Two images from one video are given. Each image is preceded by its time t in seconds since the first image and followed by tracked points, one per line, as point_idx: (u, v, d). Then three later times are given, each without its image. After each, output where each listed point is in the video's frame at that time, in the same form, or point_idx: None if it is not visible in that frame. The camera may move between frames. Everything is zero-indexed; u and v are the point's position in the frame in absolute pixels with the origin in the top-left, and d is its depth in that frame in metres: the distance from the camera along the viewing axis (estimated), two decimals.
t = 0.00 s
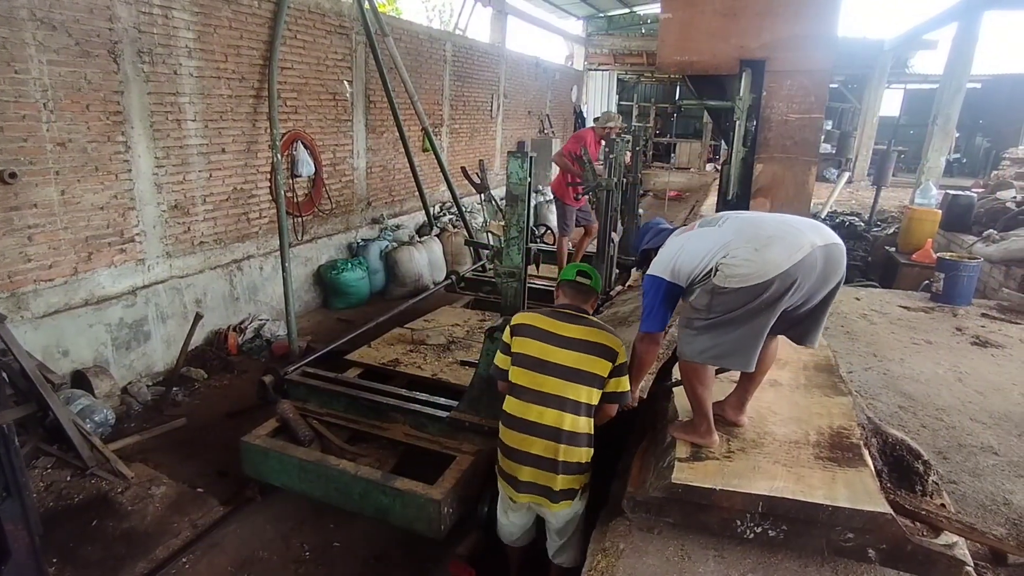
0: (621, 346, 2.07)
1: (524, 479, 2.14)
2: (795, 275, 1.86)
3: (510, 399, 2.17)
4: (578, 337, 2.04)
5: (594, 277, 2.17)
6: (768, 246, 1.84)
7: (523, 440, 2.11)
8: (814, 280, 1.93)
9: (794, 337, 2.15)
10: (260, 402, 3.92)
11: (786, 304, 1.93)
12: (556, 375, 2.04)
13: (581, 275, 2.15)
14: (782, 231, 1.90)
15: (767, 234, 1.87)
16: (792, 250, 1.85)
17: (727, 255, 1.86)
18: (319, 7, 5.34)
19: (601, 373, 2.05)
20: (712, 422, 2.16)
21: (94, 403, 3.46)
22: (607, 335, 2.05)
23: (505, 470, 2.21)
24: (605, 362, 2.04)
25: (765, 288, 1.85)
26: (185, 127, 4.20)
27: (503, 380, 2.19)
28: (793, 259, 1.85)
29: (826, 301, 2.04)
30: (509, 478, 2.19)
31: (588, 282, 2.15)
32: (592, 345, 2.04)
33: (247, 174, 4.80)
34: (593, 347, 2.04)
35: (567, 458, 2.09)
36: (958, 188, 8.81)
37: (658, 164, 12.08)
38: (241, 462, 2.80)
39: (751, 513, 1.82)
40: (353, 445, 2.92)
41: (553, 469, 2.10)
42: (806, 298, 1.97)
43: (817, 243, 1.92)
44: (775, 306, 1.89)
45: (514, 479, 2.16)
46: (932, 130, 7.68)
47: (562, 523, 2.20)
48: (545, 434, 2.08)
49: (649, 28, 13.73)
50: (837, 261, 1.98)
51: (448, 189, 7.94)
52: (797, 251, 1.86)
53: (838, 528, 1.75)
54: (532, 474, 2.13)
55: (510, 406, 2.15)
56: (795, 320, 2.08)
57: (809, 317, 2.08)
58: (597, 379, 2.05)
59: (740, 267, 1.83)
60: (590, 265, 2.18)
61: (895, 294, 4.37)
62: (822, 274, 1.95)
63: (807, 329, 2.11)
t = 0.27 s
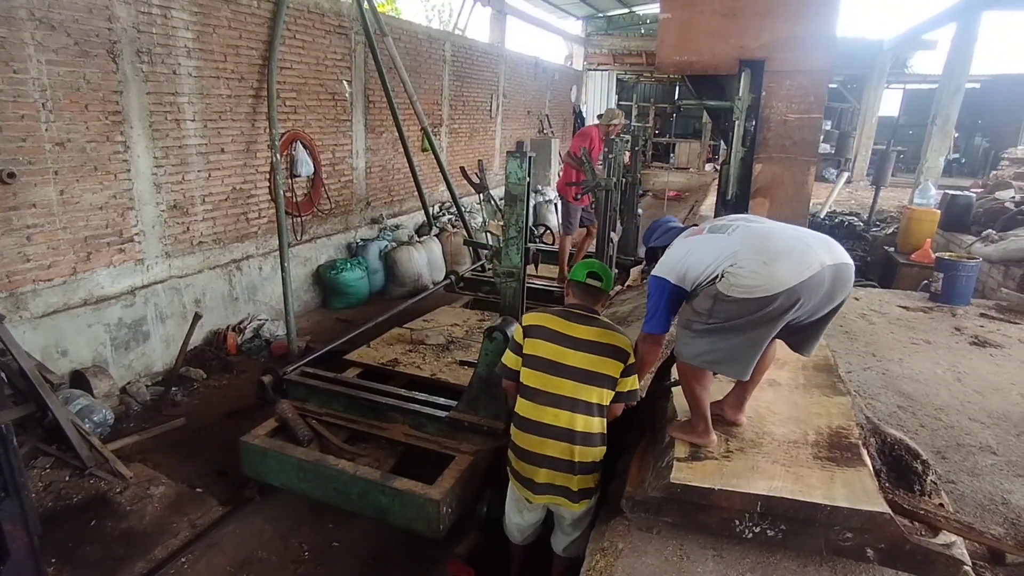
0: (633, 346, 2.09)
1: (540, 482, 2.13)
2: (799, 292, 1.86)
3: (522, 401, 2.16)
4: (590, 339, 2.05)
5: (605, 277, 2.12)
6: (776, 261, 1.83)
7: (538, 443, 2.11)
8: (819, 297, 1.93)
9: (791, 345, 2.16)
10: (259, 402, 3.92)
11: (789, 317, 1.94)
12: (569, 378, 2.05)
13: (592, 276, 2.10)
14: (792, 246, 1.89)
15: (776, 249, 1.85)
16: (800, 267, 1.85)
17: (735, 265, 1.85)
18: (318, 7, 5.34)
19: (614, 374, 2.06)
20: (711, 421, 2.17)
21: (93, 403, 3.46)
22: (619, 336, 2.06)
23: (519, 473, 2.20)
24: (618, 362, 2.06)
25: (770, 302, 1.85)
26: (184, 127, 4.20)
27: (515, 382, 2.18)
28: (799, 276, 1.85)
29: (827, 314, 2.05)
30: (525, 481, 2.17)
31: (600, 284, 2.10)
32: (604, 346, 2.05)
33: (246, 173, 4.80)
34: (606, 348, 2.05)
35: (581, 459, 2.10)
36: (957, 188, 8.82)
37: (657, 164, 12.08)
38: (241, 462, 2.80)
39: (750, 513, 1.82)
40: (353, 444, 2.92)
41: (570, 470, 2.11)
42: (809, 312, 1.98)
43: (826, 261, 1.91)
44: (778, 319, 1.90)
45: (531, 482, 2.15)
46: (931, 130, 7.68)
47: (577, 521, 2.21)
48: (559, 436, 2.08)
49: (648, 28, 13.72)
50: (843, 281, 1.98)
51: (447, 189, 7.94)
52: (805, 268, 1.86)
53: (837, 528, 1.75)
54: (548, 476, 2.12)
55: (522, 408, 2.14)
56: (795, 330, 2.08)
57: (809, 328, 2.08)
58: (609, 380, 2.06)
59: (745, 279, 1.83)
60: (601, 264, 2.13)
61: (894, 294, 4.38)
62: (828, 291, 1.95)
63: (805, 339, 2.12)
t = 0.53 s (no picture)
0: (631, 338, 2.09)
1: (539, 474, 2.12)
2: (794, 297, 1.84)
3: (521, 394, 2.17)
4: (587, 331, 2.06)
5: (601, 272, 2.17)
6: (771, 266, 1.81)
7: (537, 436, 2.11)
8: (815, 304, 1.90)
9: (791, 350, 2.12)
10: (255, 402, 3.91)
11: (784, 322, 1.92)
12: (567, 370, 2.06)
13: (588, 271, 2.15)
14: (791, 250, 1.86)
15: (773, 253, 1.83)
16: (796, 273, 1.83)
17: (729, 267, 1.86)
18: (315, 7, 5.33)
19: (612, 365, 2.06)
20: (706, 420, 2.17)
21: (88, 404, 3.45)
22: (617, 328, 2.07)
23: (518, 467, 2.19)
24: (616, 354, 2.06)
25: (763, 306, 1.84)
26: (181, 127, 4.19)
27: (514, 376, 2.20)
28: (794, 282, 1.82)
29: (826, 320, 2.02)
30: (524, 475, 2.16)
31: (597, 278, 2.14)
32: (602, 338, 2.05)
33: (243, 174, 4.79)
34: (603, 340, 2.05)
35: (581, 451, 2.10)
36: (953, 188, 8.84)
37: (654, 164, 12.09)
38: (237, 463, 2.79)
39: (746, 512, 1.82)
40: (349, 444, 2.92)
41: (569, 462, 2.10)
42: (806, 318, 1.95)
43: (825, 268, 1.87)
44: (773, 324, 1.88)
45: (530, 475, 2.14)
46: (926, 130, 7.70)
47: (577, 515, 2.20)
48: (558, 429, 2.08)
49: (645, 28, 13.73)
50: (844, 289, 1.94)
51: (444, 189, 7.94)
52: (801, 274, 1.83)
53: (832, 527, 1.75)
54: (547, 469, 2.12)
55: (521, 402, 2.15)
56: (793, 335, 2.05)
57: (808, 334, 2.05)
58: (608, 372, 2.06)
59: (737, 282, 1.83)
60: (595, 259, 2.18)
61: (890, 294, 4.38)
62: (825, 298, 1.92)
63: (805, 345, 2.09)
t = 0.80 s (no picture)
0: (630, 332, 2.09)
1: (540, 471, 2.12)
2: (764, 286, 1.82)
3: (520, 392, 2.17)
4: (586, 327, 2.06)
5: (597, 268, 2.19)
6: (736, 255, 1.82)
7: (538, 433, 2.11)
8: (789, 293, 1.87)
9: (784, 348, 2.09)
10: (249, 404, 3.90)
11: (761, 313, 1.89)
12: (567, 366, 2.06)
13: (584, 267, 2.16)
14: (759, 239, 1.85)
15: (739, 242, 1.84)
16: (763, 260, 1.81)
17: (698, 259, 1.89)
18: (308, 7, 5.31)
19: (611, 361, 2.06)
20: (700, 420, 2.18)
21: (80, 406, 3.43)
22: (616, 323, 2.06)
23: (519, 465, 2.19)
24: (616, 350, 2.06)
25: (731, 295, 1.84)
26: (173, 127, 4.17)
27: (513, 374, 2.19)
28: (761, 270, 1.81)
29: (812, 314, 1.98)
30: (526, 472, 2.16)
31: (593, 273, 2.16)
32: (601, 334, 2.05)
33: (236, 174, 4.77)
34: (603, 336, 2.05)
35: (581, 448, 2.11)
36: (945, 188, 8.89)
37: (648, 164, 12.11)
38: (231, 464, 2.78)
39: (740, 512, 1.83)
40: (344, 445, 2.92)
41: (571, 459, 2.11)
42: (785, 309, 1.92)
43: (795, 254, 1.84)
44: (748, 315, 1.86)
45: (531, 472, 2.14)
46: (919, 130, 7.75)
47: (577, 511, 2.20)
48: (558, 425, 2.08)
49: (639, 28, 13.76)
50: (822, 278, 1.90)
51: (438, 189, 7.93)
52: (768, 262, 1.82)
53: (826, 525, 1.76)
54: (548, 465, 2.12)
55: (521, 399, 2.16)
56: (781, 330, 2.02)
57: (797, 328, 2.02)
58: (608, 368, 2.06)
59: (705, 274, 1.86)
60: (590, 255, 2.20)
61: (882, 293, 4.40)
62: (801, 288, 1.89)
63: (796, 341, 2.04)
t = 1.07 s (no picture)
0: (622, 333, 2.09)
1: (535, 473, 2.12)
2: (753, 280, 1.84)
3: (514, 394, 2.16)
4: (579, 329, 2.06)
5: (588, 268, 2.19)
6: (724, 251, 1.85)
7: (532, 435, 2.11)
8: (778, 288, 1.90)
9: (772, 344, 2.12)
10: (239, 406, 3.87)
11: (750, 309, 1.91)
12: (561, 369, 2.06)
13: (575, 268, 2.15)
14: (746, 235, 1.88)
15: (727, 238, 1.87)
16: (751, 255, 1.84)
17: (687, 257, 1.91)
18: (297, 7, 5.28)
19: (605, 363, 2.07)
20: (690, 420, 2.18)
21: (67, 410, 3.40)
22: (609, 325, 2.07)
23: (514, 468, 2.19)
24: (609, 351, 2.06)
25: (721, 291, 1.85)
26: (161, 127, 4.13)
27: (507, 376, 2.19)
28: (750, 265, 1.83)
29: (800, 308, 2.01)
30: (520, 475, 2.16)
31: (585, 273, 2.16)
32: (594, 335, 2.05)
33: (225, 175, 4.74)
34: (596, 338, 2.05)
35: (575, 450, 2.11)
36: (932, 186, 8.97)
37: (639, 163, 12.14)
38: (221, 467, 2.76)
39: (730, 510, 1.84)
40: (335, 447, 2.90)
41: (565, 461, 2.11)
42: (774, 304, 1.94)
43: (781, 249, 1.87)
44: (737, 311, 1.88)
45: (525, 473, 2.14)
46: (905, 129, 7.81)
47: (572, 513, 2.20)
48: (553, 427, 2.09)
49: (629, 29, 13.80)
50: (808, 271, 1.93)
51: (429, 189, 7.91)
52: (755, 255, 1.84)
53: (814, 523, 1.77)
54: (543, 468, 2.12)
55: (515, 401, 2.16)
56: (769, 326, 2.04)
57: (784, 323, 2.04)
58: (601, 370, 2.07)
59: (694, 271, 1.87)
60: (581, 256, 2.19)
61: (871, 291, 4.44)
62: (789, 281, 1.91)
63: (784, 336, 2.07)
